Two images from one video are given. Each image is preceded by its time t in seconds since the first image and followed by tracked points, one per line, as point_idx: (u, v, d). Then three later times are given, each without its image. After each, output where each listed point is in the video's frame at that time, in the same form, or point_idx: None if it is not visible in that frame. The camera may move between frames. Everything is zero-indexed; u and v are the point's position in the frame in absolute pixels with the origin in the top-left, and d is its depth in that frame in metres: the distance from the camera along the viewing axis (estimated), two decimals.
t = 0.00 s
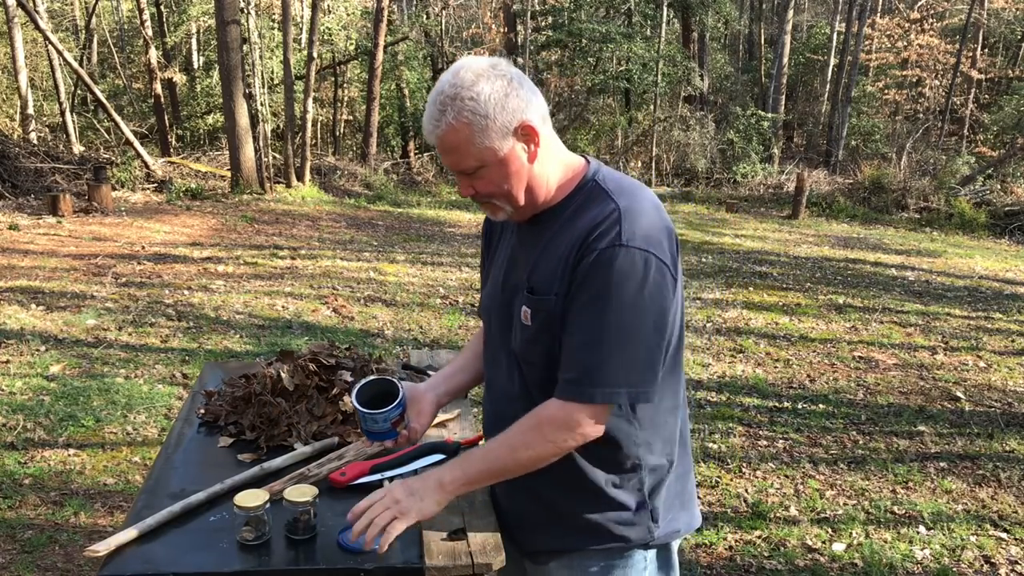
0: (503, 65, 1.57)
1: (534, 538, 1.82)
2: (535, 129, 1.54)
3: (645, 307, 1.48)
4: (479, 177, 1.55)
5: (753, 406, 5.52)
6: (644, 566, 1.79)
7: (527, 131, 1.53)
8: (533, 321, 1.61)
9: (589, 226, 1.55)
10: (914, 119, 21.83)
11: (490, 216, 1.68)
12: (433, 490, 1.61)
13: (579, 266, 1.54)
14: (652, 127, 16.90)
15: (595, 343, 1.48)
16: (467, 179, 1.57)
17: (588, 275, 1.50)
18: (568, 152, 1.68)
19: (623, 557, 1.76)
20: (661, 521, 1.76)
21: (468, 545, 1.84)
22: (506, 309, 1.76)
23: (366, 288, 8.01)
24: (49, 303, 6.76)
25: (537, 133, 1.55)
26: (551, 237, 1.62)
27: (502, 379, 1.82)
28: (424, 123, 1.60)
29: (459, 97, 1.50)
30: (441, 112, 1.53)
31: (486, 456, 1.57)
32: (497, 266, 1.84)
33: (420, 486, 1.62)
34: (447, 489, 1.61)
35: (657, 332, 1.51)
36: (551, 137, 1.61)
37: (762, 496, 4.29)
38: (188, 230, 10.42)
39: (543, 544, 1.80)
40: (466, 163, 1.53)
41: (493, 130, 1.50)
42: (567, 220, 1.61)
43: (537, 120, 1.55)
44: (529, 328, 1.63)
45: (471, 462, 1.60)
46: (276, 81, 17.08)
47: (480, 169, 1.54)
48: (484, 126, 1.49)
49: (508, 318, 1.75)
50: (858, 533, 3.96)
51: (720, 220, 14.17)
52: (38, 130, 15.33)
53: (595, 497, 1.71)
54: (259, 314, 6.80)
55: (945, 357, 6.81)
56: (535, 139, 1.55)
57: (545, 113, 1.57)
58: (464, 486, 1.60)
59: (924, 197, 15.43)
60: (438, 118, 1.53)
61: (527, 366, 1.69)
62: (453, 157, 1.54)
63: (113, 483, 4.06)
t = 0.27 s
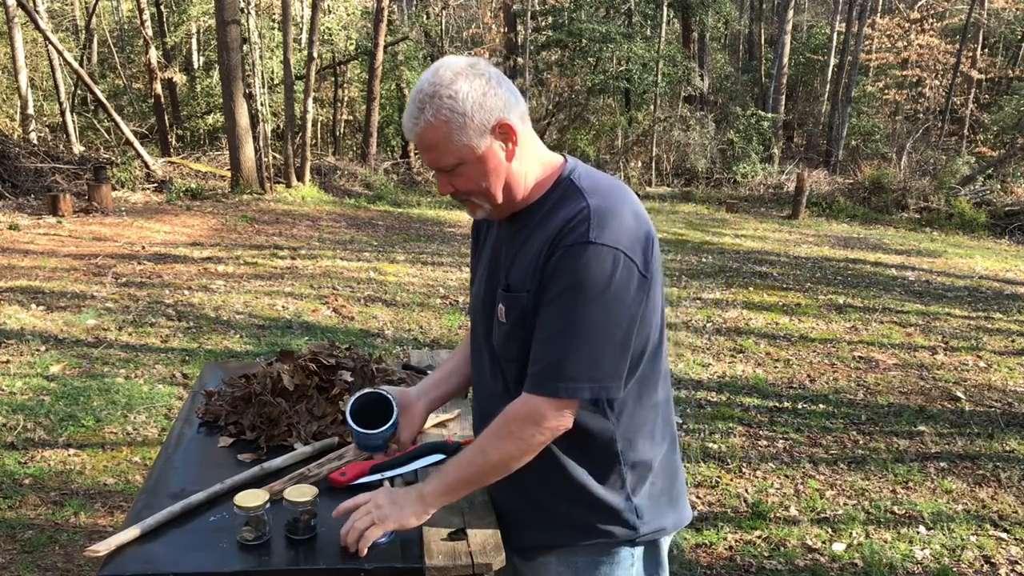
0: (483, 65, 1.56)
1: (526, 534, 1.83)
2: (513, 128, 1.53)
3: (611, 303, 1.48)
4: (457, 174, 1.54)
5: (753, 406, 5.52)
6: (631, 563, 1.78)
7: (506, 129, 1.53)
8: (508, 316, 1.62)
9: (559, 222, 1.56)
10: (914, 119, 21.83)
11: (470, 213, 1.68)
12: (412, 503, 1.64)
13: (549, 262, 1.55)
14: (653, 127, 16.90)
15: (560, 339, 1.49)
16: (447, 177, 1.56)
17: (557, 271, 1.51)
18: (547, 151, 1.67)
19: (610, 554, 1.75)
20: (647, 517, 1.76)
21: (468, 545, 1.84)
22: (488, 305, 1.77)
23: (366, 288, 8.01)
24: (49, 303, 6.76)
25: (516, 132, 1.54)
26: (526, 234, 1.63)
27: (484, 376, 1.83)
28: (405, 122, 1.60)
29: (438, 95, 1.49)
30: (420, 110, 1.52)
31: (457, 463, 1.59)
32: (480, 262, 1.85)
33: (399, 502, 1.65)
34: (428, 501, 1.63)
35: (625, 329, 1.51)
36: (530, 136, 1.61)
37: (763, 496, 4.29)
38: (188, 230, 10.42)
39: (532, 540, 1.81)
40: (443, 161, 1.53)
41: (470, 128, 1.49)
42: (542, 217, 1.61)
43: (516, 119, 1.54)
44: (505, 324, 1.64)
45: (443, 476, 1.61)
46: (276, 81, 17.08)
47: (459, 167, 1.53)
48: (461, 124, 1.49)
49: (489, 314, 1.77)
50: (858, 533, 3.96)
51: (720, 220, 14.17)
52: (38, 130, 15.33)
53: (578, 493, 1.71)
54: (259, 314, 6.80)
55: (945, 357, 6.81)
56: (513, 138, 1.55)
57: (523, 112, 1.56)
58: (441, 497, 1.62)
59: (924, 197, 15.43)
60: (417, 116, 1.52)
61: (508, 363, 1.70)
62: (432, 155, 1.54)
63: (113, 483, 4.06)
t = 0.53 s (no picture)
0: (481, 61, 1.57)
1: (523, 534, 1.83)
2: (510, 123, 1.54)
3: (628, 294, 1.48)
4: (454, 170, 1.54)
5: (753, 406, 5.52)
6: (629, 563, 1.78)
7: (503, 126, 1.53)
8: (516, 315, 1.60)
9: (568, 217, 1.55)
10: (914, 119, 21.83)
11: (468, 212, 1.67)
12: (430, 431, 1.63)
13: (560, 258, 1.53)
14: (653, 127, 16.90)
15: (580, 331, 1.47)
16: (443, 173, 1.56)
17: (572, 265, 1.49)
18: (545, 150, 1.68)
19: (608, 554, 1.75)
20: (646, 515, 1.75)
21: (467, 544, 1.84)
22: (489, 307, 1.75)
23: (366, 288, 8.01)
24: (49, 303, 6.76)
25: (513, 129, 1.55)
26: (534, 232, 1.61)
27: (485, 378, 1.81)
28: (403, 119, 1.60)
29: (435, 90, 1.50)
30: (418, 105, 1.53)
31: (488, 416, 1.57)
32: (478, 265, 1.84)
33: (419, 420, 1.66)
34: (444, 434, 1.62)
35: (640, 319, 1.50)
36: (528, 133, 1.61)
37: (763, 496, 4.29)
38: (188, 230, 10.42)
39: (532, 540, 1.80)
40: (441, 156, 1.53)
41: (467, 123, 1.50)
42: (549, 213, 1.60)
43: (514, 115, 1.55)
44: (514, 322, 1.61)
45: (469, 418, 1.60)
46: (276, 81, 17.08)
47: (455, 162, 1.53)
48: (459, 119, 1.49)
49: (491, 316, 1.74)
50: (858, 533, 3.96)
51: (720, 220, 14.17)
52: (38, 130, 15.31)
53: (576, 491, 1.71)
54: (259, 314, 6.80)
55: (945, 357, 6.81)
56: (510, 134, 1.55)
57: (521, 110, 1.57)
58: (457, 438, 1.61)
59: (924, 197, 15.43)
60: (415, 110, 1.53)
61: (512, 363, 1.68)
62: (429, 149, 1.54)
63: (113, 483, 4.06)
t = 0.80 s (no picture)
0: (518, 56, 1.58)
1: (529, 538, 1.82)
2: (543, 119, 1.54)
3: (658, 298, 1.47)
4: (481, 161, 1.55)
5: (753, 406, 5.52)
6: (635, 568, 1.78)
7: (536, 120, 1.53)
8: (540, 314, 1.59)
9: (597, 218, 1.54)
10: (914, 119, 21.83)
11: (491, 206, 1.66)
12: (449, 408, 1.58)
13: (589, 259, 1.53)
14: (652, 127, 16.89)
15: (609, 332, 1.46)
16: (470, 163, 1.57)
17: (601, 266, 1.49)
18: (573, 151, 1.68)
19: (614, 560, 1.75)
20: (654, 521, 1.75)
21: (467, 545, 1.84)
22: (508, 304, 1.73)
23: (366, 288, 8.01)
24: (49, 303, 6.75)
25: (545, 125, 1.55)
26: (559, 232, 1.60)
27: (498, 378, 1.79)
28: (434, 105, 1.60)
29: (471, 78, 1.51)
30: (452, 92, 1.54)
31: (514, 403, 1.54)
32: (495, 263, 1.82)
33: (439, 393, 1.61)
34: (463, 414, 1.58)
35: (668, 325, 1.50)
36: (558, 132, 1.62)
37: (763, 496, 4.29)
38: (188, 230, 10.42)
39: (537, 545, 1.79)
40: (470, 145, 1.54)
41: (500, 114, 1.50)
42: (576, 214, 1.59)
43: (547, 112, 1.55)
44: (537, 321, 1.60)
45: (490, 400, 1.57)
46: (276, 81, 17.08)
47: (483, 153, 1.54)
48: (492, 109, 1.50)
49: (509, 313, 1.73)
50: (858, 533, 3.96)
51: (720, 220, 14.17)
52: (38, 130, 15.31)
53: (586, 495, 1.70)
54: (259, 314, 6.80)
55: (946, 357, 6.81)
56: (541, 130, 1.55)
57: (554, 107, 1.57)
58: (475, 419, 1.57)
59: (924, 197, 15.43)
60: (449, 97, 1.54)
61: (531, 363, 1.67)
62: (458, 137, 1.55)
63: (113, 483, 4.06)
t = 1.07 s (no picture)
0: (555, 54, 1.58)
1: (536, 542, 1.80)
2: (576, 120, 1.54)
3: (688, 310, 1.47)
4: (511, 159, 1.55)
5: (753, 406, 5.52)
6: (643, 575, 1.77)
7: (569, 121, 1.53)
8: (567, 319, 1.58)
9: (629, 225, 1.54)
10: (914, 119, 21.83)
11: (517, 206, 1.66)
12: (479, 410, 1.58)
13: (619, 267, 1.52)
14: (652, 127, 16.89)
15: (641, 342, 1.45)
16: (499, 160, 1.57)
17: (633, 274, 1.48)
18: (602, 153, 1.68)
19: (625, 565, 1.74)
20: (665, 530, 1.75)
21: (467, 546, 1.84)
22: (531, 308, 1.73)
23: (366, 288, 8.01)
24: (49, 303, 6.75)
25: (578, 126, 1.55)
26: (588, 238, 1.60)
27: (517, 380, 1.78)
28: (466, 100, 1.60)
29: (507, 75, 1.51)
30: (486, 87, 1.53)
31: (544, 409, 1.54)
32: (517, 264, 1.82)
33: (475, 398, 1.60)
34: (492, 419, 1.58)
35: (697, 336, 1.50)
36: (590, 135, 1.62)
37: (763, 496, 4.29)
38: (188, 230, 10.42)
39: (545, 549, 1.78)
40: (501, 141, 1.53)
41: (534, 113, 1.50)
42: (605, 221, 1.59)
43: (580, 114, 1.55)
44: (564, 327, 1.60)
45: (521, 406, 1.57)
46: (276, 81, 17.09)
47: (514, 151, 1.53)
48: (526, 107, 1.50)
49: (533, 316, 1.72)
50: (858, 533, 3.96)
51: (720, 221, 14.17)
52: (38, 130, 15.30)
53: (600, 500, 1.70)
54: (259, 314, 6.80)
55: (945, 357, 6.81)
56: (574, 131, 1.55)
57: (588, 109, 1.57)
58: (505, 423, 1.58)
59: (924, 197, 15.43)
60: (483, 92, 1.54)
61: (555, 368, 1.66)
62: (489, 134, 1.54)
63: (113, 483, 4.06)
